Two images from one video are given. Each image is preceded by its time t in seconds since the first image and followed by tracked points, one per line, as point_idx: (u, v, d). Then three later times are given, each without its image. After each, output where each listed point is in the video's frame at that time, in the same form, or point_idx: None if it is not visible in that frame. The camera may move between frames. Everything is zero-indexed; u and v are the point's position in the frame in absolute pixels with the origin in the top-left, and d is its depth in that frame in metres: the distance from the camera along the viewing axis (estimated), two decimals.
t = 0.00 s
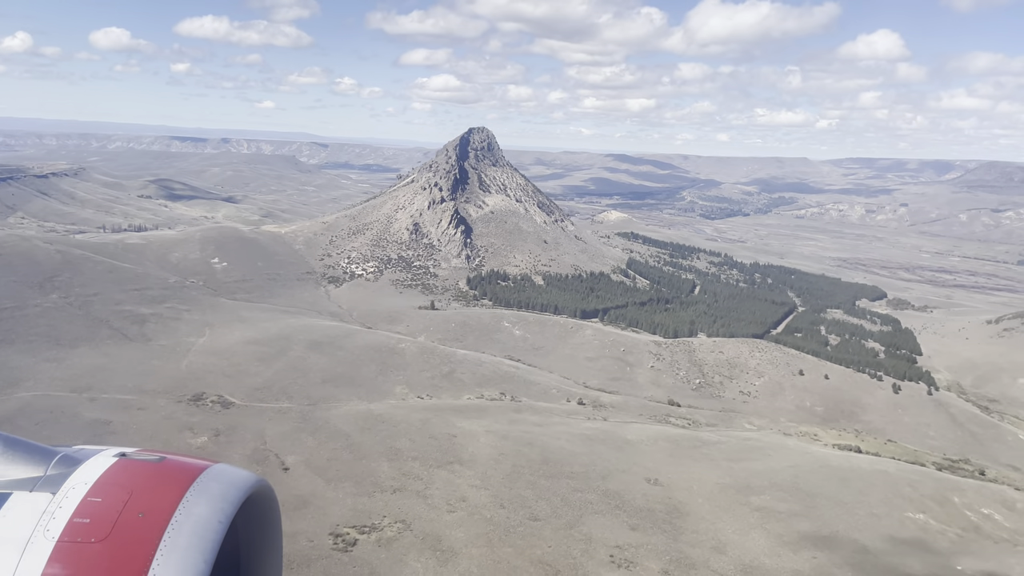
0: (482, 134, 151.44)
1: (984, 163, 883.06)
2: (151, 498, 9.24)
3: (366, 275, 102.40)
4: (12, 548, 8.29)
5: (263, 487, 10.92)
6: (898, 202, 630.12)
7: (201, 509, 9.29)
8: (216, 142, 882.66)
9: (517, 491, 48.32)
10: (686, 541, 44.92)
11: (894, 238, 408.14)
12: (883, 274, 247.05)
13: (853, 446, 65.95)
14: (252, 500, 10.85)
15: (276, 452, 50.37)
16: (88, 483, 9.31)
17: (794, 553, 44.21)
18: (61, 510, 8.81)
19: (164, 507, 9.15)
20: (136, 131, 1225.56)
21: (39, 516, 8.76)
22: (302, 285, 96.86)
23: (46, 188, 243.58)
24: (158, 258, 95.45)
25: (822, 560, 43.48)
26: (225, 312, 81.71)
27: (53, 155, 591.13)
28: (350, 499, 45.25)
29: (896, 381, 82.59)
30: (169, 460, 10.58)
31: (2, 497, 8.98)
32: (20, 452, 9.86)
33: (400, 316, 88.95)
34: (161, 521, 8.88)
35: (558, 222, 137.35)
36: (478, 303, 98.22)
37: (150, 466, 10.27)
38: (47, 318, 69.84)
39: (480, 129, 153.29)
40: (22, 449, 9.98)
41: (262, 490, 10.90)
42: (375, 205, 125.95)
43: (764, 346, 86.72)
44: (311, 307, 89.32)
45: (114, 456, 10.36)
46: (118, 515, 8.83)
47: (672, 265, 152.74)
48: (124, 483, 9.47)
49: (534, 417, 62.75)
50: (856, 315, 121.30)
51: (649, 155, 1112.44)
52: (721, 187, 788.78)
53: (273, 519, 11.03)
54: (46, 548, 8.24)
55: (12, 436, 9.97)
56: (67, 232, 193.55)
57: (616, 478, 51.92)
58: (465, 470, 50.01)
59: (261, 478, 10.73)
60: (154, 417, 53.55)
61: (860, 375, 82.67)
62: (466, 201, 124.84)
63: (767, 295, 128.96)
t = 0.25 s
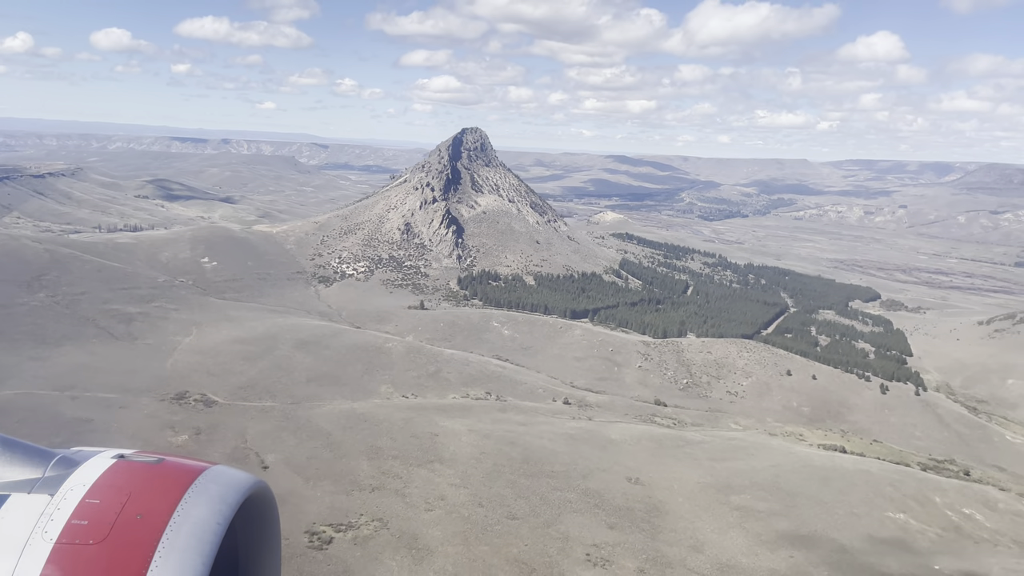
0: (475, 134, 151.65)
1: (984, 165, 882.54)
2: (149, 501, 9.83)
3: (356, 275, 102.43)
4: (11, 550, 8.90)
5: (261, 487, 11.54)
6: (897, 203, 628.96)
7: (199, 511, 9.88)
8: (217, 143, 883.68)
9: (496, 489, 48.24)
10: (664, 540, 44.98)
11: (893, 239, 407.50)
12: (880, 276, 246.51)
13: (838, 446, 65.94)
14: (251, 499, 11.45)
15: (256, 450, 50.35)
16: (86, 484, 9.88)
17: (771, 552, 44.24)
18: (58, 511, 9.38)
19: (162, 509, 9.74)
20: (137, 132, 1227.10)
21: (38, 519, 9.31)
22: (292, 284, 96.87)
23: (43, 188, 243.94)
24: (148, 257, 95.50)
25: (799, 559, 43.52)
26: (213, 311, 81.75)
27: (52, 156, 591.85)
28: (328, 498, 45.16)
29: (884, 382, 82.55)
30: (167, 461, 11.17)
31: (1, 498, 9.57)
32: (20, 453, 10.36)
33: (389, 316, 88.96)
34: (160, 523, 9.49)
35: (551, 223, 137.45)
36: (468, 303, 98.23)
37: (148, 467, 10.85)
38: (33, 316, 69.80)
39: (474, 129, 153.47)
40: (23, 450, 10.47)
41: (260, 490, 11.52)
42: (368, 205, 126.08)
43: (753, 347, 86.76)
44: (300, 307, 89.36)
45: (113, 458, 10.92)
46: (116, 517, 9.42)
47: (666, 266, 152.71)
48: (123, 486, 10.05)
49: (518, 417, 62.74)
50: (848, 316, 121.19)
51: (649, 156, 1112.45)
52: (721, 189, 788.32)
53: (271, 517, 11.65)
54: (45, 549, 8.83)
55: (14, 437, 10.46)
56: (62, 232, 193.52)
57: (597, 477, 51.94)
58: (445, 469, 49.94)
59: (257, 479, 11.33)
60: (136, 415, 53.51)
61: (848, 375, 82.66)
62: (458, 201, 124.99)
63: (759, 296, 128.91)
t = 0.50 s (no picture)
0: (469, 134, 151.82)
1: (984, 166, 882.12)
2: (148, 504, 9.85)
3: (347, 274, 102.44)
4: (9, 553, 8.86)
5: (261, 491, 11.58)
6: (897, 204, 628.33)
7: (198, 513, 9.90)
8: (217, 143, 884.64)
9: (476, 487, 48.20)
10: (642, 538, 44.97)
11: (891, 240, 407.26)
12: (876, 276, 246.49)
13: (824, 445, 65.85)
14: (250, 503, 11.47)
15: (237, 448, 50.31)
16: (84, 487, 9.89)
17: (749, 550, 44.24)
18: (56, 514, 9.39)
19: (160, 512, 9.76)
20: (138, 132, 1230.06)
21: (35, 524, 9.30)
22: (282, 283, 96.94)
23: (40, 186, 244.87)
24: (138, 255, 95.56)
25: (776, 557, 43.58)
26: (201, 309, 81.77)
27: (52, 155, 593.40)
28: (307, 495, 45.04)
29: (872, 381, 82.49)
30: (165, 464, 11.22)
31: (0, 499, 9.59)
32: (17, 458, 10.37)
33: (378, 314, 88.96)
34: (158, 525, 9.52)
35: (544, 222, 137.49)
36: (459, 302, 98.21)
37: (147, 470, 10.90)
38: (20, 313, 69.72)
39: (468, 128, 153.62)
40: (20, 452, 10.51)
41: (260, 493, 11.54)
42: (360, 204, 126.12)
43: (742, 346, 86.74)
44: (289, 305, 89.41)
45: (111, 462, 10.96)
46: (115, 520, 9.43)
47: (660, 265, 152.72)
48: (121, 488, 10.08)
49: (503, 415, 62.72)
50: (840, 316, 121.14)
51: (648, 156, 1112.83)
52: (720, 189, 788.27)
53: (271, 520, 11.66)
54: (42, 553, 8.83)
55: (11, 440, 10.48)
56: (58, 231, 194.05)
57: (578, 475, 51.91)
58: (426, 467, 49.88)
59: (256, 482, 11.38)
60: (119, 413, 53.45)
61: (837, 375, 82.63)
62: (451, 200, 125.07)
63: (752, 295, 128.88)
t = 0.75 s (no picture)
0: (463, 132, 152.06)
1: (985, 167, 881.07)
2: (146, 506, 10.31)
3: (339, 272, 102.50)
4: (8, 554, 9.33)
5: (259, 493, 12.03)
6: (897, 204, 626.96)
7: (196, 515, 10.34)
8: (218, 142, 885.54)
9: (456, 484, 48.20)
10: (621, 534, 45.05)
11: (889, 240, 406.48)
12: (873, 276, 245.81)
13: (809, 443, 65.87)
14: (248, 506, 11.91)
15: (218, 444, 50.42)
16: (81, 490, 10.40)
17: (727, 547, 44.35)
18: (54, 517, 9.88)
19: (157, 513, 10.20)
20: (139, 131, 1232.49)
21: (34, 526, 9.81)
22: (273, 281, 97.05)
23: (38, 185, 245.94)
24: (129, 253, 95.82)
25: (753, 554, 43.70)
26: (191, 306, 81.92)
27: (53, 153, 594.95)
28: (287, 491, 45.02)
29: (861, 380, 82.51)
30: (163, 467, 11.71)
31: None
32: (17, 463, 11.02)
33: (368, 312, 89.02)
34: (157, 526, 9.98)
35: (538, 221, 137.55)
36: (450, 301, 98.26)
37: (146, 472, 11.39)
38: (7, 309, 69.80)
39: (462, 127, 153.77)
40: (20, 456, 11.22)
41: (258, 496, 12.00)
42: (353, 202, 126.25)
43: (731, 344, 86.79)
44: (279, 303, 89.49)
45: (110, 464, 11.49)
46: (113, 521, 9.89)
47: (654, 265, 152.65)
48: (119, 491, 10.55)
49: (487, 412, 62.76)
50: (833, 315, 121.01)
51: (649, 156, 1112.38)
52: (720, 189, 787.49)
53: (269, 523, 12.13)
54: (41, 553, 9.29)
55: (12, 446, 11.19)
56: (55, 229, 194.39)
57: (560, 472, 51.92)
58: (407, 463, 49.90)
59: (254, 485, 11.84)
60: (102, 409, 53.50)
61: (825, 374, 82.62)
62: (444, 198, 125.23)
63: (745, 295, 128.79)
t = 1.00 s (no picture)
0: (457, 130, 152.25)
1: (985, 167, 879.85)
2: (146, 508, 10.05)
3: (331, 269, 102.54)
4: (7, 559, 9.13)
5: (259, 496, 11.85)
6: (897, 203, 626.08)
7: (197, 519, 10.10)
8: (219, 140, 887.03)
9: (437, 480, 48.12)
10: (600, 530, 45.07)
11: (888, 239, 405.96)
12: (869, 275, 245.76)
13: (795, 441, 65.80)
14: (247, 509, 11.69)
15: (200, 440, 50.47)
16: (80, 493, 10.16)
17: (705, 543, 44.46)
18: (54, 519, 9.62)
19: (157, 516, 9.96)
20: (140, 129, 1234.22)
21: (33, 528, 9.57)
22: (264, 278, 97.11)
23: (35, 182, 246.95)
24: (120, 250, 95.97)
25: (731, 550, 43.77)
26: (180, 303, 82.02)
27: (53, 151, 596.41)
28: (266, 487, 44.98)
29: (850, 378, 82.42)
30: (163, 469, 11.48)
31: None
32: (15, 464, 10.87)
33: (359, 309, 89.08)
34: (158, 529, 9.73)
35: (532, 219, 137.58)
36: (441, 298, 98.29)
37: (145, 475, 11.15)
38: None
39: (456, 124, 153.97)
40: (18, 458, 11.09)
41: (258, 498, 11.81)
42: (347, 200, 126.32)
43: (720, 342, 86.72)
44: (270, 300, 89.59)
45: (109, 465, 11.27)
46: (113, 524, 9.63)
47: (649, 263, 152.63)
48: (118, 492, 10.32)
49: (472, 409, 62.79)
50: (826, 314, 121.01)
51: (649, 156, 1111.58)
52: (720, 189, 786.80)
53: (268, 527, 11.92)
54: (41, 557, 9.05)
55: (10, 449, 11.04)
56: (51, 226, 195.08)
57: (541, 468, 51.99)
58: (388, 459, 49.83)
59: (254, 487, 11.64)
60: (86, 404, 53.52)
61: (814, 372, 82.64)
62: (437, 196, 125.31)
63: (738, 293, 128.73)
